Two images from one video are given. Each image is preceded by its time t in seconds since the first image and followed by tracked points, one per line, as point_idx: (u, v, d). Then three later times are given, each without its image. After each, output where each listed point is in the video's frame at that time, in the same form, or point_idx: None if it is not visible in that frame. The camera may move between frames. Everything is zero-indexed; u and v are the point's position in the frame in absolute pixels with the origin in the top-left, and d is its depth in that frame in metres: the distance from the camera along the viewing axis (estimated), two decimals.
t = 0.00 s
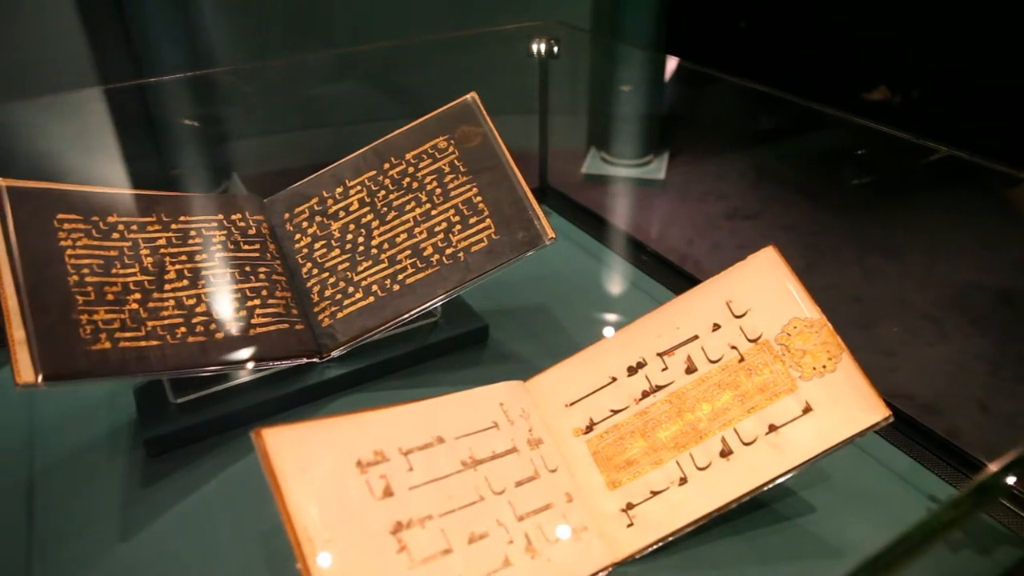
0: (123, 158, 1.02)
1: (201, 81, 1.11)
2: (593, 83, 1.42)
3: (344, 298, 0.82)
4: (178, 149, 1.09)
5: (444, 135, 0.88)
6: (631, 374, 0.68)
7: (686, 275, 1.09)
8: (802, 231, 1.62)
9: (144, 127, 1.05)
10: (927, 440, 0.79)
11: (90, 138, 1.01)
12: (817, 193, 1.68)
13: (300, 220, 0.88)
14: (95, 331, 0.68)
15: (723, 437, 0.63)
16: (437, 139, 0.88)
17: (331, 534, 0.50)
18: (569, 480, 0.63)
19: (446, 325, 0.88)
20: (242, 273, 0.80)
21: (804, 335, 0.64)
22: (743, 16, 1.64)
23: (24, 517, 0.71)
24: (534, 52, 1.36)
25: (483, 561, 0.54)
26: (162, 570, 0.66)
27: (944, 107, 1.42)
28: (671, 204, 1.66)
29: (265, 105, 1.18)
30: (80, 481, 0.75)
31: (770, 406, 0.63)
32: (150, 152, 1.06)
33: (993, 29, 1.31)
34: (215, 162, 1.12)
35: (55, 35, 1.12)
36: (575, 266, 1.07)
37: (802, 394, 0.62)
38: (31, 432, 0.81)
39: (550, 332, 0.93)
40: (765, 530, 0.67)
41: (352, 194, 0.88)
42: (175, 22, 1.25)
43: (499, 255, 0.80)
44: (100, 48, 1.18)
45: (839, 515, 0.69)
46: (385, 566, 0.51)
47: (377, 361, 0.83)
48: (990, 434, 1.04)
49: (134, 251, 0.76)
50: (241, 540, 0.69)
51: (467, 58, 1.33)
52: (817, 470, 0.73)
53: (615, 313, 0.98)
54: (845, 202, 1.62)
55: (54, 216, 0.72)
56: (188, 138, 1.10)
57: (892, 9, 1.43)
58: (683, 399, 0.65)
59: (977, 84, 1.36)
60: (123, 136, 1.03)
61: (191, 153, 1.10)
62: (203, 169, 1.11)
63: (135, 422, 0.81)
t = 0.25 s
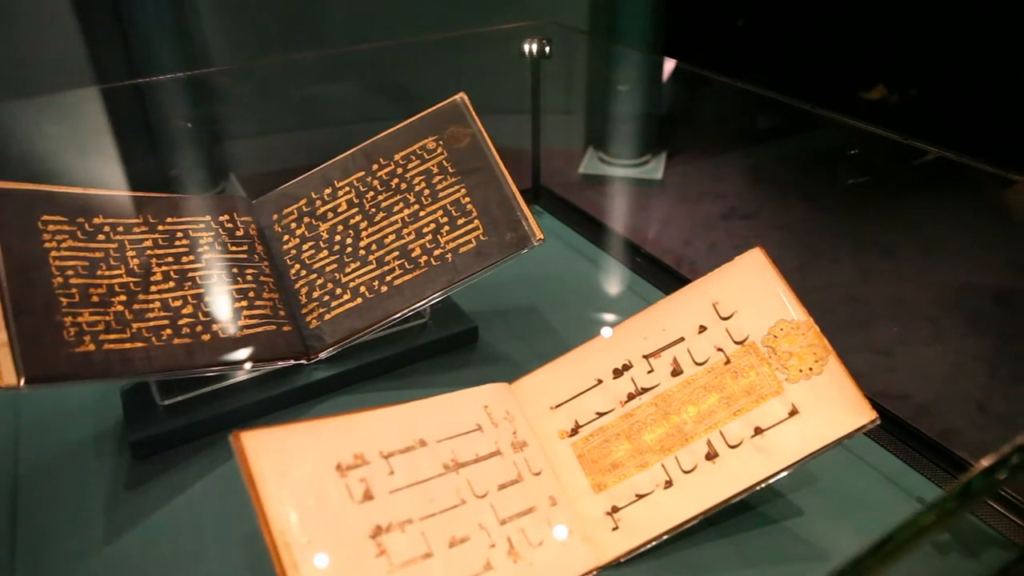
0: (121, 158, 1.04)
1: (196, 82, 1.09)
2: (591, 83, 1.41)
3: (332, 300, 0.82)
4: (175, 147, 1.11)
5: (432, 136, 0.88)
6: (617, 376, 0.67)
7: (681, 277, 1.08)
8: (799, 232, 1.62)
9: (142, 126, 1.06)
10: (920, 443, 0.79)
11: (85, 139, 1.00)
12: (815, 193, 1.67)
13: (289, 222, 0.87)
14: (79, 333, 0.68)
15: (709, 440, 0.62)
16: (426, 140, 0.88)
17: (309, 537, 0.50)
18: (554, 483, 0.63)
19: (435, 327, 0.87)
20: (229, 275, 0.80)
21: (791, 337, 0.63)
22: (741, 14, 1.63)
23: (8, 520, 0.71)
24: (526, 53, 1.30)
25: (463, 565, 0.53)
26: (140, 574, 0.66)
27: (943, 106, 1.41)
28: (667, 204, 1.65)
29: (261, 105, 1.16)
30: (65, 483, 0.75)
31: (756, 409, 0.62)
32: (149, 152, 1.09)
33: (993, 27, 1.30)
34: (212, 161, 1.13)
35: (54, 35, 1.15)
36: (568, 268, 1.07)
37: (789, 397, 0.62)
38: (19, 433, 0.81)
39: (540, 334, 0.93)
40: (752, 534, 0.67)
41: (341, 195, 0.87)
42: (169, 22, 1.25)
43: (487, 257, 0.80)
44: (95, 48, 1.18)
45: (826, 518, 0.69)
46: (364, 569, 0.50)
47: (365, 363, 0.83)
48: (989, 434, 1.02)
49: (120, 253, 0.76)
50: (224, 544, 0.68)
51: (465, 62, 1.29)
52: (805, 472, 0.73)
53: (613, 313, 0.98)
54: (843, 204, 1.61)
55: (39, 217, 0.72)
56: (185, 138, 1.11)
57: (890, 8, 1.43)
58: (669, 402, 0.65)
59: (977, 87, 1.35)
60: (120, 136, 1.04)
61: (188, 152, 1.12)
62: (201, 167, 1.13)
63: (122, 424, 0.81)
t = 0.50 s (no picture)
0: (117, 159, 1.05)
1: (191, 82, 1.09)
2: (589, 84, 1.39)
3: (318, 302, 0.81)
4: (172, 147, 1.11)
5: (420, 137, 0.88)
6: (601, 379, 0.67)
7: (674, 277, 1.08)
8: (795, 232, 1.62)
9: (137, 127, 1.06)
10: (909, 444, 0.78)
11: (82, 139, 1.01)
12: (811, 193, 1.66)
13: (276, 223, 0.87)
14: (63, 335, 0.68)
15: (693, 443, 0.62)
16: (413, 141, 0.88)
17: (287, 541, 0.50)
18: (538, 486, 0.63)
19: (422, 329, 0.87)
20: (215, 277, 0.80)
21: (776, 339, 0.63)
22: (738, 13, 1.63)
23: None
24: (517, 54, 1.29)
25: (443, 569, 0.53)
26: None
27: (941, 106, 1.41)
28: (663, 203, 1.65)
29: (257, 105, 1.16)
30: (49, 486, 0.74)
31: (741, 412, 0.62)
32: (144, 153, 1.08)
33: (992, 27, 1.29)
34: (207, 163, 1.12)
35: (46, 34, 1.13)
36: (559, 268, 1.07)
37: (774, 399, 0.61)
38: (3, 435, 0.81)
39: (530, 335, 0.93)
40: (738, 535, 0.67)
41: (328, 196, 0.87)
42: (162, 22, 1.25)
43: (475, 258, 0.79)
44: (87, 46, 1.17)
45: (813, 520, 0.68)
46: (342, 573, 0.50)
47: (351, 365, 0.82)
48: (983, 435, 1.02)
49: (105, 255, 0.75)
50: (209, 547, 0.68)
51: (463, 60, 1.29)
52: (792, 474, 0.73)
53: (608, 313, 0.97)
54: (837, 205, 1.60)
55: (22, 219, 0.72)
56: (181, 138, 1.11)
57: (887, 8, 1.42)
58: (654, 404, 0.64)
59: (977, 87, 1.34)
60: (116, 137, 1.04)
61: (184, 152, 1.12)
62: (198, 169, 1.11)
63: (107, 427, 0.81)
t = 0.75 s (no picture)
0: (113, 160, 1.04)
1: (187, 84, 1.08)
2: (585, 85, 1.38)
3: (305, 303, 0.81)
4: (167, 148, 1.10)
5: (408, 138, 0.87)
6: (586, 381, 0.67)
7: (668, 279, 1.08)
8: (792, 232, 1.61)
9: (133, 130, 1.05)
10: (900, 447, 0.78)
11: (81, 139, 1.00)
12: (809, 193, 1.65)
13: (263, 224, 0.87)
14: (45, 338, 0.68)
15: (679, 446, 0.61)
16: (401, 142, 0.87)
17: (262, 546, 0.49)
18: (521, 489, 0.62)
19: (410, 330, 0.87)
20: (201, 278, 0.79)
21: (762, 342, 0.62)
22: (737, 13, 1.61)
23: None
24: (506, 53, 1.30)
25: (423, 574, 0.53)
26: None
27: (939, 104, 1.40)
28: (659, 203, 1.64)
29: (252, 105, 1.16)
30: (33, 489, 0.74)
31: (726, 415, 0.61)
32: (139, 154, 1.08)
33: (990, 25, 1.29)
34: (203, 161, 1.13)
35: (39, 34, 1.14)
36: (551, 270, 1.07)
37: (759, 402, 0.61)
38: None
39: (520, 337, 0.92)
40: (723, 539, 0.66)
41: (315, 197, 0.87)
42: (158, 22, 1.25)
43: (462, 259, 0.79)
44: (81, 47, 1.17)
45: (800, 524, 0.68)
46: None
47: (339, 367, 0.82)
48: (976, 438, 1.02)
49: (89, 257, 0.75)
50: (191, 551, 0.68)
51: (460, 61, 1.29)
52: (780, 477, 0.72)
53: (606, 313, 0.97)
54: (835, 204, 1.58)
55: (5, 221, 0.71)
56: (177, 138, 1.10)
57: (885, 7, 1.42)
58: (639, 407, 0.64)
59: (976, 84, 1.34)
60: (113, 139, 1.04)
61: (179, 153, 1.11)
62: (192, 167, 1.12)
63: (90, 432, 0.80)
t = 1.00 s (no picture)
0: (107, 160, 1.03)
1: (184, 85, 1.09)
2: (580, 83, 1.38)
3: (291, 305, 0.80)
4: (162, 149, 1.09)
5: (395, 139, 0.87)
6: (570, 384, 0.66)
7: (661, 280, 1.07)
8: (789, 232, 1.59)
9: (127, 130, 1.05)
10: (889, 451, 0.77)
11: (74, 139, 1.00)
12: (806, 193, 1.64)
13: (250, 225, 0.86)
14: (27, 340, 0.67)
15: (662, 449, 0.61)
16: (389, 143, 0.87)
17: (237, 550, 0.49)
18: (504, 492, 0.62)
19: (397, 333, 0.87)
20: (186, 280, 0.79)
21: (746, 344, 0.62)
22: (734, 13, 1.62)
23: None
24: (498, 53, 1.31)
25: None
26: None
27: (938, 101, 1.39)
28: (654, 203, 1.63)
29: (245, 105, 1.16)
30: (17, 491, 0.74)
31: (710, 418, 0.61)
32: (133, 155, 1.06)
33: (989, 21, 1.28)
34: (199, 164, 1.12)
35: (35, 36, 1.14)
36: (542, 271, 1.06)
37: (743, 405, 0.60)
38: None
39: (508, 339, 0.92)
40: (708, 543, 0.66)
41: (303, 198, 0.86)
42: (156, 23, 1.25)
43: (448, 260, 0.79)
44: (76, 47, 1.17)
45: (786, 527, 0.67)
46: None
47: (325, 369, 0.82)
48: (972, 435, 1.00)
49: (73, 259, 0.74)
50: (173, 554, 0.67)
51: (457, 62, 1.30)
52: (768, 480, 0.72)
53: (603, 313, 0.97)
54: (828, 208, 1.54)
55: None
56: (172, 138, 1.10)
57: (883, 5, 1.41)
58: (623, 410, 0.64)
59: (975, 81, 1.33)
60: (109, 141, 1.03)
61: (173, 155, 1.10)
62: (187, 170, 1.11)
63: (77, 432, 0.80)
